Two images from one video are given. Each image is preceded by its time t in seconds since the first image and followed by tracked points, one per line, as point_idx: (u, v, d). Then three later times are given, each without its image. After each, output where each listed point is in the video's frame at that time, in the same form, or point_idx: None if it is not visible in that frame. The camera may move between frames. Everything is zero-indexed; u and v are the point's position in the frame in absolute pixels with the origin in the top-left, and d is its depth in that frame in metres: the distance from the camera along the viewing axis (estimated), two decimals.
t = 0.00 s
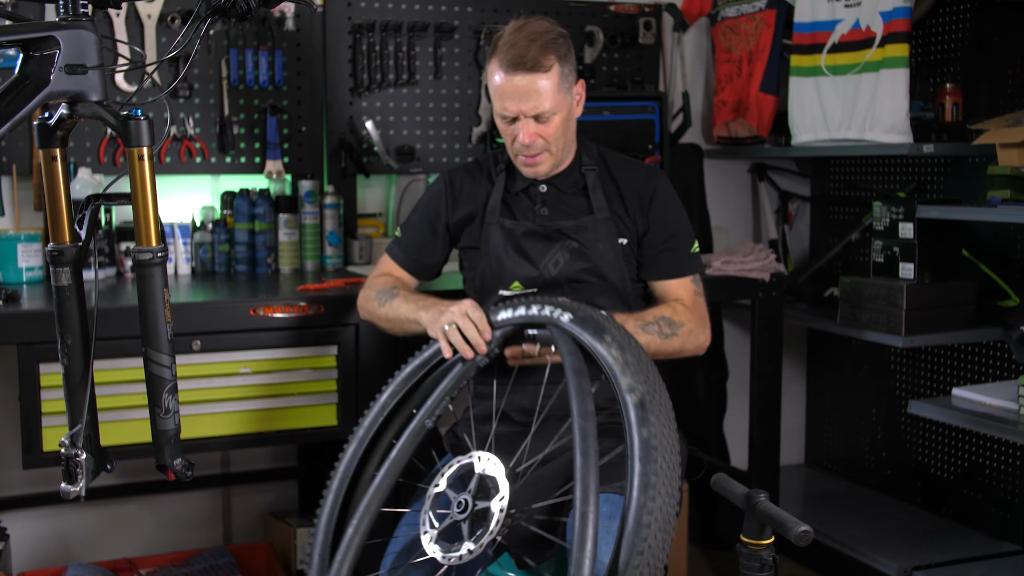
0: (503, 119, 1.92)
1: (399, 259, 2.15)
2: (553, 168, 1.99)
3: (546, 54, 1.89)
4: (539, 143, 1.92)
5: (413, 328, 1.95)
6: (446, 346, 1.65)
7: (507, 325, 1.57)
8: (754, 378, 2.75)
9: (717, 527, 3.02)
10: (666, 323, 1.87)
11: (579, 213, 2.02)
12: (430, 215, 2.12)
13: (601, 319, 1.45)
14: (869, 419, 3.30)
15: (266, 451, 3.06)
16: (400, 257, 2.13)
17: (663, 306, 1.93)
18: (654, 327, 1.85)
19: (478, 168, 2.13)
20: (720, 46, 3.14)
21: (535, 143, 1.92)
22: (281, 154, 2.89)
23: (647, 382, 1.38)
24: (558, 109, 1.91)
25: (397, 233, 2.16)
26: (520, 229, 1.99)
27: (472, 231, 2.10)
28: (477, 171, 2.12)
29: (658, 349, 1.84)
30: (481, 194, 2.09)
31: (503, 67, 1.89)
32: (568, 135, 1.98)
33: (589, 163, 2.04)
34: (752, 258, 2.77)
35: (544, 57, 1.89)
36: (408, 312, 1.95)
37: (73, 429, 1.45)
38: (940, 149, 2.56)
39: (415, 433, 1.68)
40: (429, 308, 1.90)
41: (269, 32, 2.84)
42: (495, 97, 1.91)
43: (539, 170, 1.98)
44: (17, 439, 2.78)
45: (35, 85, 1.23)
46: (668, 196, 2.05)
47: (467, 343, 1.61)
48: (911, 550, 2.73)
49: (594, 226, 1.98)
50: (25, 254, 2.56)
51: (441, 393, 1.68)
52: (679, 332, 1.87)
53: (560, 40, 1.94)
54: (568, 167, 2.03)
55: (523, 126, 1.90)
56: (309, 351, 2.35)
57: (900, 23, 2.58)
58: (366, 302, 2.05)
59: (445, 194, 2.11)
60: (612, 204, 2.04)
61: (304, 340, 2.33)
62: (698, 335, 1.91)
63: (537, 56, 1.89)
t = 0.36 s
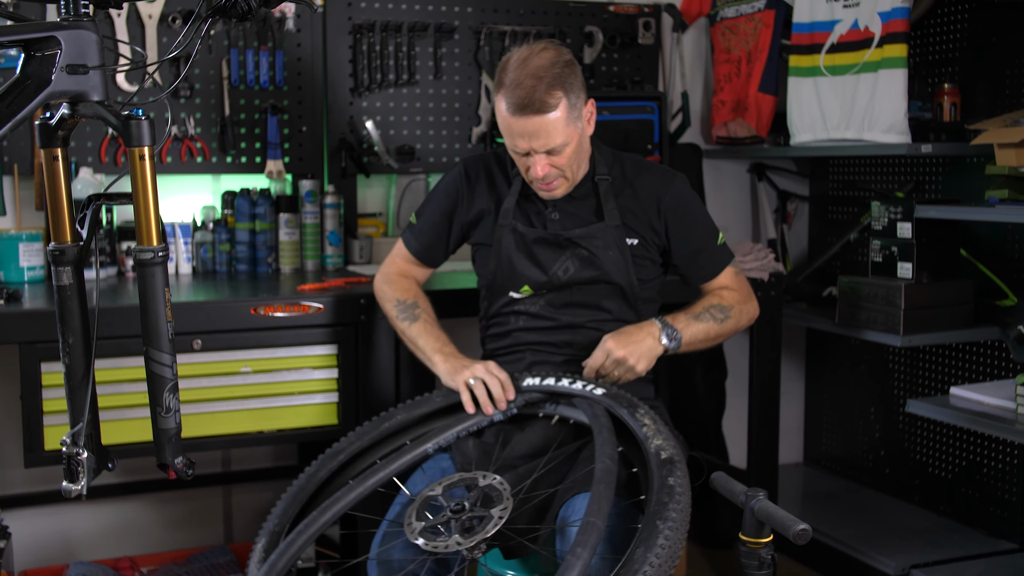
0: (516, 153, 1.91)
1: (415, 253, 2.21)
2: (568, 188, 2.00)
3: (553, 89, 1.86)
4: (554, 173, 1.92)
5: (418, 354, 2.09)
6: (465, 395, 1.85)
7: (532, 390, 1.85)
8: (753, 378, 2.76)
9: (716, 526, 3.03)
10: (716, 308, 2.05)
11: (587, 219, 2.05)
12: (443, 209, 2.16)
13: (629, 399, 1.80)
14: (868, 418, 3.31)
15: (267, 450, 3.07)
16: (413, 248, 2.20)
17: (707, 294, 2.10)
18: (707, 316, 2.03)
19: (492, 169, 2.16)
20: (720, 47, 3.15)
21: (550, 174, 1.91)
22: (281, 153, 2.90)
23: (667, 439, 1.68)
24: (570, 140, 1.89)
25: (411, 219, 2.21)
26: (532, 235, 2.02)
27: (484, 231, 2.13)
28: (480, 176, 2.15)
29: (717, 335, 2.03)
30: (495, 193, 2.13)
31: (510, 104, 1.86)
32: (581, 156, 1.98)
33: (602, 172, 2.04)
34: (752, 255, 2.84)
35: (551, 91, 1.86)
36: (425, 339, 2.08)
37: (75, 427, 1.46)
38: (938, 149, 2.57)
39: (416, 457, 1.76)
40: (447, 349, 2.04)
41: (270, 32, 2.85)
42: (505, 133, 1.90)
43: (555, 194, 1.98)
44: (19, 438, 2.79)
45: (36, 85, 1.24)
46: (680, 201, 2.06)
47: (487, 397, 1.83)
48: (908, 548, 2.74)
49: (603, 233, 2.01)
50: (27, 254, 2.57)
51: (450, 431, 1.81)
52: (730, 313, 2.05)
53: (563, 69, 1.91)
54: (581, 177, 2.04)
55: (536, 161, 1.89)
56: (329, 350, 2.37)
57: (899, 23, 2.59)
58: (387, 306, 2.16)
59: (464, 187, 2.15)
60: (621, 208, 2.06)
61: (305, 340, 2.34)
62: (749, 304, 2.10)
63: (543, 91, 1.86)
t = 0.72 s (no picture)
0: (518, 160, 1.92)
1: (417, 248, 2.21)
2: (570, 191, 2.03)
3: (552, 96, 1.86)
4: (555, 177, 1.93)
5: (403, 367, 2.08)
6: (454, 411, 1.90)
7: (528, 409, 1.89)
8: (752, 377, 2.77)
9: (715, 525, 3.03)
10: (714, 310, 2.01)
11: (590, 220, 2.05)
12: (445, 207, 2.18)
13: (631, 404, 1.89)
14: (867, 418, 3.31)
15: (267, 449, 3.07)
16: (419, 249, 2.19)
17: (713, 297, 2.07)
18: (702, 320, 2.00)
19: (495, 170, 2.17)
20: (720, 47, 3.15)
21: (551, 178, 1.93)
22: (281, 153, 2.90)
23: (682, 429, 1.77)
24: (571, 147, 1.90)
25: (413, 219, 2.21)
26: (535, 234, 2.04)
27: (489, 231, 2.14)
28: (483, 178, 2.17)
29: (719, 337, 1.98)
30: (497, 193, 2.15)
31: (508, 112, 1.86)
32: (582, 159, 2.00)
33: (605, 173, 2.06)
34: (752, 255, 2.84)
35: (551, 99, 1.86)
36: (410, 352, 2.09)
37: (76, 427, 1.46)
38: (938, 149, 2.56)
39: (415, 461, 1.76)
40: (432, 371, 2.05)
41: (270, 32, 2.85)
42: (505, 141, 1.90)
43: (557, 196, 2.01)
44: (19, 438, 2.80)
45: (36, 85, 1.24)
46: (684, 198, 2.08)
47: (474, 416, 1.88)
48: (908, 548, 2.74)
49: (607, 234, 2.02)
50: (27, 254, 2.57)
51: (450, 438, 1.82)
52: (730, 311, 2.00)
53: (561, 75, 1.90)
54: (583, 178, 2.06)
55: (539, 167, 1.91)
56: (315, 350, 2.36)
57: (898, 23, 2.59)
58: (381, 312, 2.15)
59: (464, 187, 2.18)
60: (625, 206, 2.07)
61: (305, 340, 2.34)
62: (758, 295, 2.03)
63: (543, 99, 1.85)
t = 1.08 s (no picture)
0: (492, 147, 1.88)
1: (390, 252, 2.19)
2: (545, 186, 1.99)
3: (527, 77, 1.84)
4: (533, 168, 1.90)
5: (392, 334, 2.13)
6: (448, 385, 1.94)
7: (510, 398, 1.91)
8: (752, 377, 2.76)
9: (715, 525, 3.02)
10: (705, 308, 2.00)
11: (565, 232, 2.02)
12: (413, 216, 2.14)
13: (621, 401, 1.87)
14: (867, 418, 3.31)
15: (267, 449, 3.07)
16: (380, 247, 2.20)
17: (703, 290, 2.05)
18: (693, 318, 2.00)
19: (465, 178, 2.13)
20: (720, 46, 3.15)
21: (529, 169, 1.90)
22: (281, 153, 2.90)
23: (660, 415, 1.76)
24: (547, 131, 1.88)
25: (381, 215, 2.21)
26: (508, 250, 2.01)
27: (463, 244, 2.09)
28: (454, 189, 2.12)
29: (709, 335, 1.99)
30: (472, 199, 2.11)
31: (481, 94, 1.84)
32: (558, 150, 1.97)
33: (578, 177, 2.02)
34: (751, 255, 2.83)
35: (526, 79, 1.84)
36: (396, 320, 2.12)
37: (76, 427, 1.46)
38: (938, 149, 2.57)
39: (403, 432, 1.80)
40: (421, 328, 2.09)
41: (270, 32, 2.85)
42: (480, 127, 1.87)
43: (533, 192, 1.97)
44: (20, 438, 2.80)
45: (36, 85, 1.24)
46: (660, 195, 2.03)
47: (470, 390, 1.93)
48: (908, 548, 2.74)
49: (581, 246, 1.99)
50: (27, 253, 2.57)
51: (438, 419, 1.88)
52: (720, 310, 1.99)
53: (534, 58, 1.89)
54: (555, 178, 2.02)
55: (515, 152, 1.87)
56: (315, 350, 2.36)
57: (898, 23, 2.59)
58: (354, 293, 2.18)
59: (431, 191, 2.13)
60: (599, 212, 2.03)
61: (306, 340, 2.34)
62: (749, 290, 2.02)
63: (518, 79, 1.83)
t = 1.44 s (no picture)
0: (446, 162, 1.83)
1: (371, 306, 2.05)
2: (501, 216, 1.91)
3: (491, 95, 1.81)
4: (486, 191, 1.84)
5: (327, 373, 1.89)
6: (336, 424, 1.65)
7: (503, 398, 1.91)
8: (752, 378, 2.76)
9: (715, 526, 3.02)
10: (704, 308, 1.86)
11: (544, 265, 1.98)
12: (394, 256, 2.05)
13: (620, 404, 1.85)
14: (868, 419, 3.31)
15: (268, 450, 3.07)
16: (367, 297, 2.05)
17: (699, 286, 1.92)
18: (691, 319, 1.86)
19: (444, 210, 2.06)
20: (720, 47, 3.15)
21: (481, 191, 1.83)
22: (282, 154, 2.90)
23: (660, 412, 1.78)
24: (506, 155, 1.82)
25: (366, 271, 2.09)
26: (489, 287, 1.98)
27: (445, 278, 2.05)
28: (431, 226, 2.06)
29: (709, 336, 1.86)
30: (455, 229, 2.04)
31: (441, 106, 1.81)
32: (523, 180, 1.90)
33: (552, 203, 1.96)
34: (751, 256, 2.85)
35: (489, 96, 1.80)
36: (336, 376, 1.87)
37: (76, 427, 1.46)
38: (938, 150, 2.57)
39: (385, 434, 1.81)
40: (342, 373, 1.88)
41: (271, 32, 2.85)
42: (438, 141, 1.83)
43: (488, 219, 1.90)
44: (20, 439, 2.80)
45: (37, 86, 1.24)
46: (632, 209, 1.94)
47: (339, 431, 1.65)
48: (908, 549, 2.74)
49: (560, 278, 1.96)
50: (27, 254, 2.57)
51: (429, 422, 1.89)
52: (721, 308, 1.86)
53: (508, 79, 1.86)
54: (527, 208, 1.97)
55: (468, 171, 1.82)
56: (316, 351, 2.36)
57: (899, 23, 2.59)
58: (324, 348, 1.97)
59: (406, 228, 2.06)
60: (575, 237, 1.97)
61: (308, 340, 2.34)
62: (749, 281, 1.89)
63: (481, 95, 1.80)
